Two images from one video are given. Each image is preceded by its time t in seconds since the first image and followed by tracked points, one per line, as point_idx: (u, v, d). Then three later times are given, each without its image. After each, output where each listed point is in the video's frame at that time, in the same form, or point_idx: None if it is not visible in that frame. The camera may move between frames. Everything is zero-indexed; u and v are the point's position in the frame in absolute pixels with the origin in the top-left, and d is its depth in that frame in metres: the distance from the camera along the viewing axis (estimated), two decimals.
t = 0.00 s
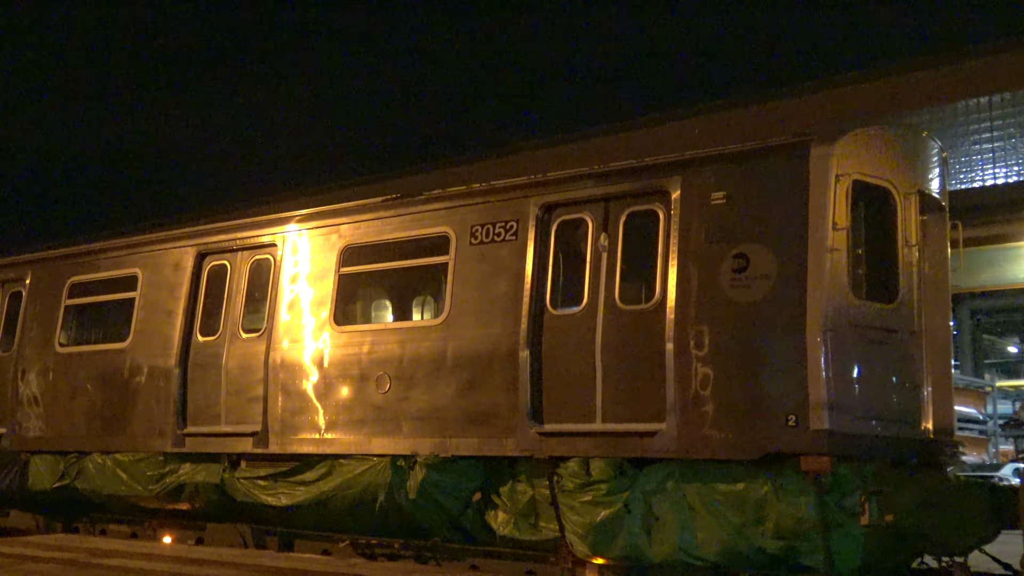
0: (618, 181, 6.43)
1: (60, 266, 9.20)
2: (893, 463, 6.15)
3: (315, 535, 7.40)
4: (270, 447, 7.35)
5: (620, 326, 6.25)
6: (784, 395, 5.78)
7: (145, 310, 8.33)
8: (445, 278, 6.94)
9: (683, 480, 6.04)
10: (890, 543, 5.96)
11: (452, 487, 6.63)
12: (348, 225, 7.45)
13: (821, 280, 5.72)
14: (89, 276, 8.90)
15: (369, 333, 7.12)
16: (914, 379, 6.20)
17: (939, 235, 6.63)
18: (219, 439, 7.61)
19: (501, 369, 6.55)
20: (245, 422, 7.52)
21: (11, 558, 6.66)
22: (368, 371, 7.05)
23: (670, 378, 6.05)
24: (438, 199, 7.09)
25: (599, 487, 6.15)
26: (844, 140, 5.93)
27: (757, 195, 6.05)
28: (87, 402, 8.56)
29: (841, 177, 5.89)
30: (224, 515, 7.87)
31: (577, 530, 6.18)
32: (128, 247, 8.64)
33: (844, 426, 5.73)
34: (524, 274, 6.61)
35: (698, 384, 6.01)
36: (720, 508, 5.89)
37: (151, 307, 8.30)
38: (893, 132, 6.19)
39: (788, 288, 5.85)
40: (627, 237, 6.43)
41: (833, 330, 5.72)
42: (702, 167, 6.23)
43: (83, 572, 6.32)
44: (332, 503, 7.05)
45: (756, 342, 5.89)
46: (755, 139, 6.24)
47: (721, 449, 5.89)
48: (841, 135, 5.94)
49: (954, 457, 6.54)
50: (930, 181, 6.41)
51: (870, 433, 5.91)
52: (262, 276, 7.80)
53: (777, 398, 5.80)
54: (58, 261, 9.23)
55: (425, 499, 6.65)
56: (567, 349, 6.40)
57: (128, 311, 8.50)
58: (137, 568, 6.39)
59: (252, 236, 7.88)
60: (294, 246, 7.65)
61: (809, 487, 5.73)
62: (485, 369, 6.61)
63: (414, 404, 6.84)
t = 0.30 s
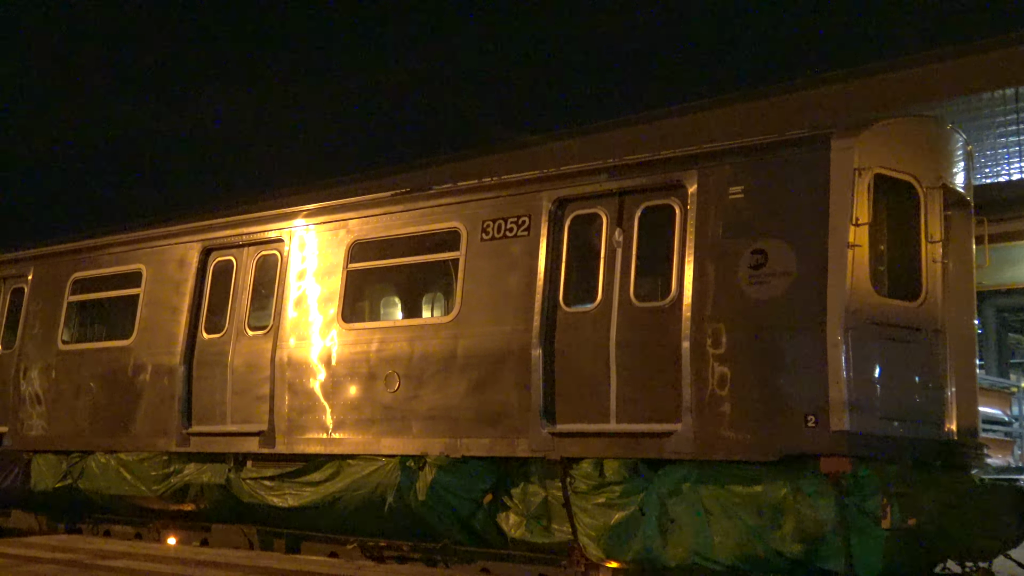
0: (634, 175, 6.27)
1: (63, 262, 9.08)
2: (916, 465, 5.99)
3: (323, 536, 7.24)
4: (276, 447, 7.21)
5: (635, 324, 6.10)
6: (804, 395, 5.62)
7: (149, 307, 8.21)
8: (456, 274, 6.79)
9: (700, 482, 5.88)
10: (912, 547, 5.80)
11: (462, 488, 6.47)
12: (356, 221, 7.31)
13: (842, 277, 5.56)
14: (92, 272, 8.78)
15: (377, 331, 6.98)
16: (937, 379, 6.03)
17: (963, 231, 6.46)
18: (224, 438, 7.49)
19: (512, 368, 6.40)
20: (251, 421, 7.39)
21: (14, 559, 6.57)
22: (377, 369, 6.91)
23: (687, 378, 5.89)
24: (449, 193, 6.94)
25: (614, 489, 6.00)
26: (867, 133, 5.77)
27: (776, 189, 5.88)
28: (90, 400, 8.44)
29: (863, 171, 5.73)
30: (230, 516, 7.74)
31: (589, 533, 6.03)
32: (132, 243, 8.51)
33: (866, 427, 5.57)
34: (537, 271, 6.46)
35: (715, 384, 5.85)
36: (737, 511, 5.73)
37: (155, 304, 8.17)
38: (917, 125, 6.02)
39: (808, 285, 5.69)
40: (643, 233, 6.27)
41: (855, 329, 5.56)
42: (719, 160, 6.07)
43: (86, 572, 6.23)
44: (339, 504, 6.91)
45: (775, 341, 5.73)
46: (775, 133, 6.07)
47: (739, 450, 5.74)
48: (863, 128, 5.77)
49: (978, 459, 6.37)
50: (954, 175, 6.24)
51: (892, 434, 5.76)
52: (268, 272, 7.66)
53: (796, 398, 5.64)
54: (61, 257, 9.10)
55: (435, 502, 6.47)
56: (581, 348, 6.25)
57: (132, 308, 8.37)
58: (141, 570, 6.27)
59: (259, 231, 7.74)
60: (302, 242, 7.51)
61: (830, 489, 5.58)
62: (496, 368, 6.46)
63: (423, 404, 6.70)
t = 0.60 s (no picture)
0: (648, 173, 6.11)
1: (65, 261, 8.96)
2: (940, 472, 5.82)
3: (328, 544, 7.05)
4: (283, 452, 7.08)
5: (650, 327, 5.94)
6: (824, 400, 5.45)
7: (153, 308, 8.08)
8: (466, 275, 6.64)
9: (717, 489, 5.72)
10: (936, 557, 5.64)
11: (473, 493, 6.32)
12: (364, 220, 7.17)
13: (863, 279, 5.41)
14: (95, 272, 8.65)
15: (385, 333, 6.83)
16: (961, 384, 5.86)
17: (988, 231, 6.28)
18: (229, 442, 7.35)
19: (524, 371, 6.25)
20: (257, 425, 7.25)
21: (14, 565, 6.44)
22: (386, 372, 6.76)
23: (704, 382, 5.73)
24: (459, 192, 6.79)
25: (627, 496, 5.83)
26: (889, 131, 5.61)
27: (796, 188, 5.72)
28: (93, 403, 8.32)
29: (885, 170, 5.57)
30: (235, 522, 7.60)
31: (603, 541, 5.87)
32: (136, 243, 8.39)
33: (888, 433, 5.40)
34: (549, 272, 6.31)
35: (732, 388, 5.69)
36: (755, 519, 5.55)
37: (159, 304, 8.04)
38: (941, 123, 5.85)
39: (829, 287, 5.52)
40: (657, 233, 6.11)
41: (876, 332, 5.40)
42: (737, 159, 5.91)
43: None
44: (347, 511, 6.76)
45: (794, 344, 5.56)
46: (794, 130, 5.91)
47: (758, 456, 5.57)
48: (886, 125, 5.60)
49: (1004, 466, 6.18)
50: (979, 174, 6.06)
51: (915, 441, 5.58)
52: (274, 273, 7.52)
53: (816, 403, 5.47)
54: (63, 256, 8.98)
55: (445, 508, 6.31)
56: (594, 351, 6.09)
57: (135, 309, 8.24)
58: None
59: (265, 231, 7.60)
60: (309, 242, 7.37)
61: (850, 497, 5.42)
62: (507, 371, 6.31)
63: (433, 408, 6.55)
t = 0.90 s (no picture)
0: (664, 171, 5.97)
1: (69, 262, 8.84)
2: (964, 476, 5.68)
3: (339, 550, 6.95)
4: (291, 456, 6.96)
5: (667, 328, 5.80)
6: (846, 402, 5.31)
7: (159, 309, 7.96)
8: (479, 275, 6.50)
9: (736, 493, 5.58)
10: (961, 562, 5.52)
11: (486, 498, 6.20)
12: (374, 219, 7.04)
13: (885, 278, 5.26)
14: (100, 274, 8.54)
15: (395, 334, 6.71)
16: (987, 386, 5.69)
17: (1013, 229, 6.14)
18: (237, 447, 7.23)
19: (538, 374, 6.11)
20: (265, 429, 7.13)
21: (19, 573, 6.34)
22: (396, 375, 6.64)
23: (722, 384, 5.59)
24: (470, 190, 6.66)
25: (643, 502, 5.71)
26: (912, 126, 5.46)
27: (817, 185, 5.57)
28: (98, 407, 8.20)
29: (907, 166, 5.42)
30: (242, 528, 7.47)
31: (619, 547, 5.74)
32: (141, 243, 8.27)
33: (911, 436, 5.24)
34: (563, 271, 6.17)
35: (751, 390, 5.55)
36: (775, 524, 5.42)
37: (165, 307, 7.92)
38: (965, 118, 5.71)
39: (851, 286, 5.38)
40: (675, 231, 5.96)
41: (899, 333, 5.27)
42: (756, 155, 5.76)
43: None
44: (357, 516, 6.66)
45: (816, 346, 5.42)
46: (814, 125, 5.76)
47: (778, 460, 5.43)
48: (909, 120, 5.46)
49: None
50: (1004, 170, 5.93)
51: (940, 444, 5.40)
52: (283, 273, 7.40)
53: (839, 405, 5.33)
54: (67, 258, 8.87)
55: (457, 513, 6.24)
56: (609, 353, 5.95)
57: (141, 311, 8.12)
58: None
59: (273, 230, 7.48)
60: (317, 241, 7.24)
61: (873, 502, 5.29)
62: (521, 374, 6.18)
63: (444, 411, 6.42)
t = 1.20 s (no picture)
0: (683, 165, 5.84)
1: (76, 260, 8.74)
2: (992, 477, 5.53)
3: (351, 553, 6.80)
4: (302, 457, 6.85)
5: (686, 325, 5.67)
6: (870, 401, 5.16)
7: (167, 308, 7.86)
8: (493, 272, 6.38)
9: (757, 494, 5.44)
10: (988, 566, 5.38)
11: (501, 500, 6.08)
12: (385, 215, 6.92)
13: (910, 274, 5.10)
14: (107, 271, 8.44)
15: (408, 332, 6.60)
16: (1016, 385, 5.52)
17: None
18: (247, 447, 7.12)
19: (553, 372, 5.99)
20: (276, 429, 7.02)
21: None
22: (409, 374, 6.52)
23: (743, 383, 5.45)
24: (484, 185, 6.53)
25: (661, 503, 5.60)
26: (937, 117, 5.32)
27: (839, 179, 5.43)
28: (106, 406, 8.11)
29: (933, 159, 5.27)
30: (252, 530, 7.36)
31: (637, 549, 5.63)
32: (149, 240, 8.17)
33: (939, 436, 5.06)
34: (579, 268, 6.04)
35: (773, 389, 5.41)
36: (797, 526, 5.28)
37: (174, 305, 7.82)
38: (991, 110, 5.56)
39: (875, 282, 5.24)
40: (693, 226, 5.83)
41: (924, 329, 5.09)
42: (777, 148, 5.62)
43: None
44: (369, 518, 6.54)
45: (839, 343, 5.28)
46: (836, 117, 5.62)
47: (800, 461, 5.30)
48: (934, 111, 5.31)
49: None
50: None
51: (968, 445, 5.21)
52: (293, 271, 7.29)
53: (863, 404, 5.19)
54: (74, 255, 8.77)
55: (472, 515, 6.09)
56: (626, 351, 5.83)
57: (149, 309, 8.02)
58: None
59: (283, 227, 7.37)
60: (328, 238, 7.13)
61: (898, 503, 5.13)
62: (536, 372, 6.06)
63: (458, 411, 6.31)
